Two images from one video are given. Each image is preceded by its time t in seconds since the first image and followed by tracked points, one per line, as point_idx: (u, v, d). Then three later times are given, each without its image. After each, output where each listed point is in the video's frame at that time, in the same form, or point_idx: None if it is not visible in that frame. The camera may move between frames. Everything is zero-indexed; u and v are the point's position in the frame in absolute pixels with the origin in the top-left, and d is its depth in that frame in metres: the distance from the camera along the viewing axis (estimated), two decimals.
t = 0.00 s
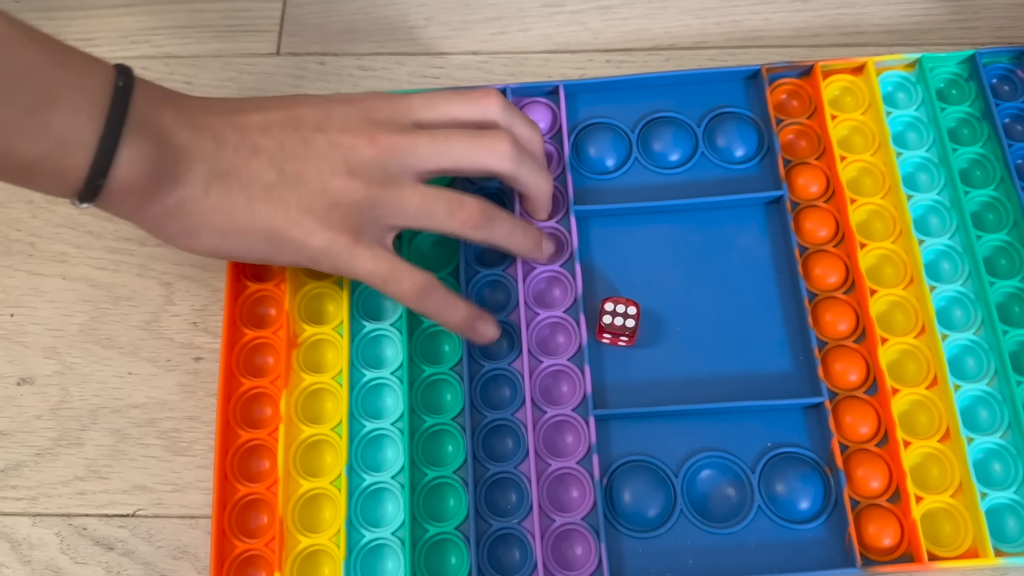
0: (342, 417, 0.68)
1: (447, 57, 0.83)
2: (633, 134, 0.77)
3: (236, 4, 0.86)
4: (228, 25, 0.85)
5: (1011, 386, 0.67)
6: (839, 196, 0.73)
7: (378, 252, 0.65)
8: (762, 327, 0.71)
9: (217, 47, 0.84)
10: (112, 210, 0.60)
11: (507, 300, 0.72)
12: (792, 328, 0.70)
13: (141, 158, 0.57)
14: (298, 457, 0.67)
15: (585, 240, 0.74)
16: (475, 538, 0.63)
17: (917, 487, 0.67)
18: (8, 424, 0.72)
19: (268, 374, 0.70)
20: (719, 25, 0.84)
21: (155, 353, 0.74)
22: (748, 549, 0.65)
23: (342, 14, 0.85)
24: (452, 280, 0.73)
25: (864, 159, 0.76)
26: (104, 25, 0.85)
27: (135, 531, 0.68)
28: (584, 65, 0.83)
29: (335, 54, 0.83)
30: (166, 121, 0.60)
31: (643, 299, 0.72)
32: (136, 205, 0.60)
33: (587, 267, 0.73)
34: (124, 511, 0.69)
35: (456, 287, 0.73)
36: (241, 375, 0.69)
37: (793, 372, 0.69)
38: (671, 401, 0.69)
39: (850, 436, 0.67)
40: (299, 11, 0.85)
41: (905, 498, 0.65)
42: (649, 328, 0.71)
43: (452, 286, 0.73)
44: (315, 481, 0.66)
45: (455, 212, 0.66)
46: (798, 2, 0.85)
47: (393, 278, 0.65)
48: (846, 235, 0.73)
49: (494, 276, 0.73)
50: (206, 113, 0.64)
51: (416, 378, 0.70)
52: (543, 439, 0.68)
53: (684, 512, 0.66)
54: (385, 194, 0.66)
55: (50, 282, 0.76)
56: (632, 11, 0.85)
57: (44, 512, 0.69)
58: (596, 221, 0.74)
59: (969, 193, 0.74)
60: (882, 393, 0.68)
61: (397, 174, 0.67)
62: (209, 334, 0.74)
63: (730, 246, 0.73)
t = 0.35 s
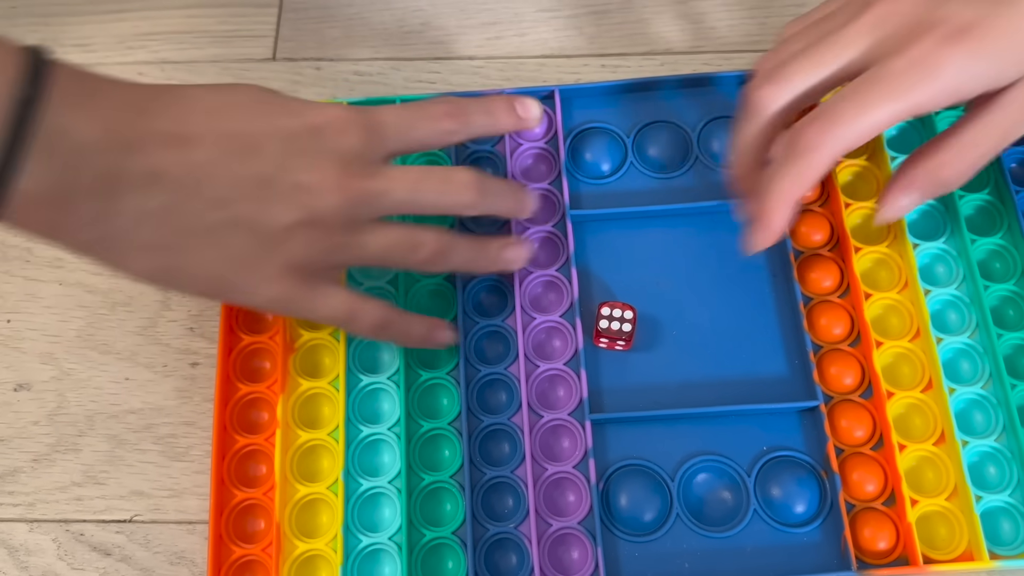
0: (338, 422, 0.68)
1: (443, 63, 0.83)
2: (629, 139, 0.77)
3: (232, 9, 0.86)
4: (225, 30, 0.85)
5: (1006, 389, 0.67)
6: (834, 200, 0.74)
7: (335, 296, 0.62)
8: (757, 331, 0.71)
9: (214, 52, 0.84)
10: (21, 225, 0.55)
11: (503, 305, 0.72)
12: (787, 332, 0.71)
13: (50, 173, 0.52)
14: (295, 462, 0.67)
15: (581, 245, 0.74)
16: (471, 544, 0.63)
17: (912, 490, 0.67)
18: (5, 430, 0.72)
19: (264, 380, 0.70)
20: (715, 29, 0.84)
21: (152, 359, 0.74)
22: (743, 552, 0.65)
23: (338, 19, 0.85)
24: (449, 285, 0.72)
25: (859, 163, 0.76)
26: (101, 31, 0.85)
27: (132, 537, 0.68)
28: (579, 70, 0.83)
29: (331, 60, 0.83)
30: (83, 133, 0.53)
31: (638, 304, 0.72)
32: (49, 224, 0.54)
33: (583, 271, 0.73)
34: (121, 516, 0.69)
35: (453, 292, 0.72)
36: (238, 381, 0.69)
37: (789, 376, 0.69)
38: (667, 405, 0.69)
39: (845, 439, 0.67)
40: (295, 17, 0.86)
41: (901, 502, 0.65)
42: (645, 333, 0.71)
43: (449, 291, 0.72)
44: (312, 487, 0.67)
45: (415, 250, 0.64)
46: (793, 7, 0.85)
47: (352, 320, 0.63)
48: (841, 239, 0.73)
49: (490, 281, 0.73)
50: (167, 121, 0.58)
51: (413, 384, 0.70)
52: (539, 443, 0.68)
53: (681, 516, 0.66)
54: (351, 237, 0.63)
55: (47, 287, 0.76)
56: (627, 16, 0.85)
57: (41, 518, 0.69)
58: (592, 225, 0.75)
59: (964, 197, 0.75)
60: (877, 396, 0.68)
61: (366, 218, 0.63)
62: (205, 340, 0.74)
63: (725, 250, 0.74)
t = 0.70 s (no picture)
0: (332, 427, 0.67)
1: (437, 65, 0.83)
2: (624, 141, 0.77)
3: (224, 12, 0.86)
4: (217, 33, 0.85)
5: (1004, 390, 0.67)
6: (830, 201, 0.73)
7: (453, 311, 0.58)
8: (753, 334, 0.71)
9: (206, 55, 0.84)
10: None
11: (499, 309, 0.72)
12: (783, 334, 0.71)
13: None
14: (289, 468, 0.67)
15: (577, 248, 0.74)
16: (467, 550, 0.63)
17: (910, 493, 0.67)
18: None
19: (258, 385, 0.69)
20: (709, 31, 0.84)
21: (145, 364, 0.73)
22: (741, 556, 0.64)
23: (331, 22, 0.85)
24: (443, 289, 0.72)
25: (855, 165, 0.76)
26: (92, 35, 0.84)
27: (125, 544, 0.68)
28: (574, 72, 0.83)
29: (324, 62, 0.83)
30: None
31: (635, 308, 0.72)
32: None
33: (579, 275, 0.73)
34: (113, 523, 0.68)
35: (448, 295, 0.72)
36: (230, 386, 0.69)
37: (786, 378, 0.69)
38: (663, 409, 0.69)
39: (843, 442, 0.67)
40: (288, 19, 0.85)
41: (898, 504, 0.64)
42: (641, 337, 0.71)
43: (443, 295, 0.72)
44: (306, 492, 0.66)
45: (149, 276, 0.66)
46: (788, 8, 0.85)
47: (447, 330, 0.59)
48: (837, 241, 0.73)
49: (485, 285, 0.72)
50: None
51: (407, 389, 0.69)
52: (535, 447, 0.68)
53: (678, 520, 0.66)
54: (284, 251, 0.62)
55: (38, 292, 0.76)
56: (622, 17, 0.85)
57: (33, 525, 0.68)
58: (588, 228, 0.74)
59: (961, 198, 0.74)
60: (874, 399, 0.67)
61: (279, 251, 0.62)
62: (198, 344, 0.74)
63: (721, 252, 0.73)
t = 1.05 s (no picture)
0: (321, 430, 0.67)
1: (426, 67, 0.83)
2: (613, 142, 0.77)
3: (213, 15, 0.86)
4: (206, 36, 0.85)
5: (991, 390, 0.67)
6: (818, 202, 0.73)
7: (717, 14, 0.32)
8: (742, 334, 0.71)
9: (195, 58, 0.84)
10: None
11: (488, 310, 0.72)
12: (771, 334, 0.71)
13: None
14: (278, 470, 0.67)
15: (565, 250, 0.74)
16: (456, 551, 0.63)
17: (898, 493, 0.67)
18: None
19: (247, 388, 0.69)
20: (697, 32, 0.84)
21: (134, 368, 0.73)
22: (730, 556, 0.65)
23: (320, 24, 0.85)
24: (432, 292, 0.72)
25: (842, 165, 0.76)
26: (80, 38, 0.84)
27: (114, 548, 0.68)
28: (562, 74, 0.83)
29: (313, 65, 0.83)
30: None
31: (624, 311, 0.72)
32: None
33: (568, 277, 0.73)
34: (103, 527, 0.68)
35: (437, 298, 0.72)
36: (219, 390, 0.69)
37: (774, 378, 0.69)
38: (652, 410, 0.69)
39: (831, 442, 0.67)
40: (277, 22, 0.85)
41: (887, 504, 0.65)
42: (630, 338, 0.71)
43: (432, 297, 0.72)
44: (295, 495, 0.66)
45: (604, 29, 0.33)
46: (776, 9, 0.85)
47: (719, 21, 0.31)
48: (825, 241, 0.73)
49: (474, 286, 0.72)
50: None
51: (396, 391, 0.69)
52: (524, 449, 0.68)
53: (666, 521, 0.66)
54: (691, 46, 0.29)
55: (27, 296, 0.76)
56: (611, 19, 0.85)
57: (22, 529, 0.68)
58: (577, 230, 0.74)
59: (948, 198, 0.74)
60: (862, 399, 0.67)
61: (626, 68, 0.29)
62: (187, 348, 0.74)
63: (709, 254, 0.73)
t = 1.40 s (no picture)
0: (317, 434, 0.67)
1: (421, 71, 0.83)
2: (608, 145, 0.77)
3: (207, 20, 0.86)
4: (201, 41, 0.85)
5: (986, 389, 0.67)
6: (812, 203, 0.74)
7: None
8: (737, 335, 0.71)
9: (190, 63, 0.84)
10: None
11: (484, 313, 0.72)
12: (766, 335, 0.71)
13: None
14: (275, 474, 0.67)
15: (561, 252, 0.74)
16: (453, 553, 0.63)
17: (895, 492, 0.67)
18: None
19: (243, 393, 0.69)
20: (691, 35, 0.84)
21: (130, 372, 0.73)
22: (727, 557, 0.65)
23: (315, 29, 0.85)
24: (428, 295, 0.72)
25: (836, 166, 0.76)
26: (75, 43, 0.84)
27: (111, 553, 0.68)
28: (557, 77, 0.83)
29: (308, 69, 0.83)
30: None
31: (620, 312, 0.72)
32: None
33: (564, 279, 0.73)
34: (99, 532, 0.68)
35: (433, 301, 0.72)
36: (215, 394, 0.69)
37: (770, 379, 0.69)
38: (648, 412, 0.69)
39: (827, 442, 0.67)
40: (272, 27, 0.86)
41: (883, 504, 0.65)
42: (626, 339, 0.71)
43: (428, 300, 0.72)
44: (292, 499, 0.66)
45: None
46: (769, 12, 0.85)
47: None
48: (819, 242, 0.73)
49: (470, 289, 0.73)
50: None
51: (393, 394, 0.69)
52: (521, 451, 0.68)
53: (663, 522, 0.66)
54: None
55: (23, 302, 0.76)
56: (605, 23, 0.85)
57: (19, 535, 0.68)
58: (572, 232, 0.75)
59: (942, 199, 0.75)
60: (857, 399, 0.68)
61: None
62: (184, 352, 0.74)
63: (704, 255, 0.74)
